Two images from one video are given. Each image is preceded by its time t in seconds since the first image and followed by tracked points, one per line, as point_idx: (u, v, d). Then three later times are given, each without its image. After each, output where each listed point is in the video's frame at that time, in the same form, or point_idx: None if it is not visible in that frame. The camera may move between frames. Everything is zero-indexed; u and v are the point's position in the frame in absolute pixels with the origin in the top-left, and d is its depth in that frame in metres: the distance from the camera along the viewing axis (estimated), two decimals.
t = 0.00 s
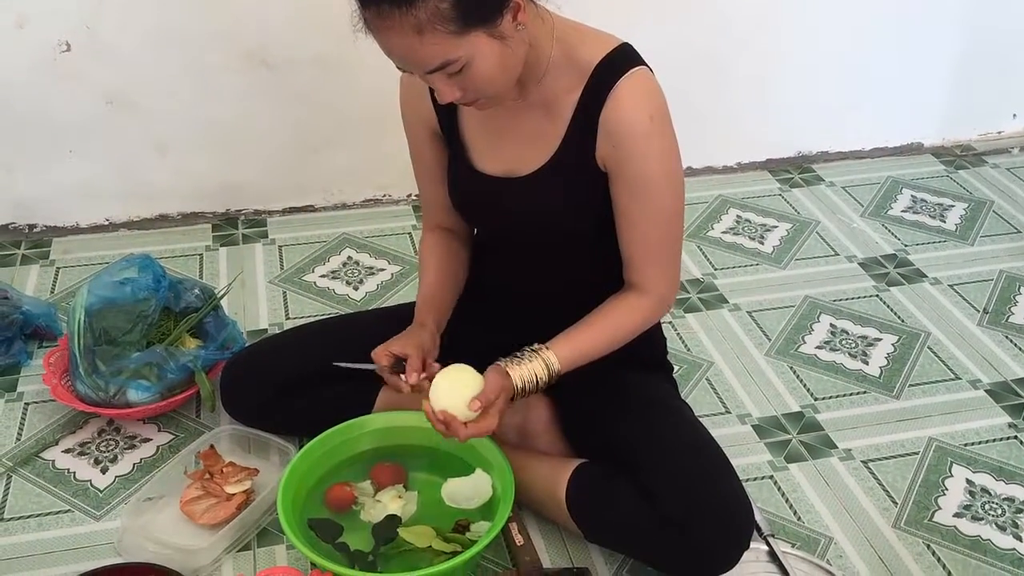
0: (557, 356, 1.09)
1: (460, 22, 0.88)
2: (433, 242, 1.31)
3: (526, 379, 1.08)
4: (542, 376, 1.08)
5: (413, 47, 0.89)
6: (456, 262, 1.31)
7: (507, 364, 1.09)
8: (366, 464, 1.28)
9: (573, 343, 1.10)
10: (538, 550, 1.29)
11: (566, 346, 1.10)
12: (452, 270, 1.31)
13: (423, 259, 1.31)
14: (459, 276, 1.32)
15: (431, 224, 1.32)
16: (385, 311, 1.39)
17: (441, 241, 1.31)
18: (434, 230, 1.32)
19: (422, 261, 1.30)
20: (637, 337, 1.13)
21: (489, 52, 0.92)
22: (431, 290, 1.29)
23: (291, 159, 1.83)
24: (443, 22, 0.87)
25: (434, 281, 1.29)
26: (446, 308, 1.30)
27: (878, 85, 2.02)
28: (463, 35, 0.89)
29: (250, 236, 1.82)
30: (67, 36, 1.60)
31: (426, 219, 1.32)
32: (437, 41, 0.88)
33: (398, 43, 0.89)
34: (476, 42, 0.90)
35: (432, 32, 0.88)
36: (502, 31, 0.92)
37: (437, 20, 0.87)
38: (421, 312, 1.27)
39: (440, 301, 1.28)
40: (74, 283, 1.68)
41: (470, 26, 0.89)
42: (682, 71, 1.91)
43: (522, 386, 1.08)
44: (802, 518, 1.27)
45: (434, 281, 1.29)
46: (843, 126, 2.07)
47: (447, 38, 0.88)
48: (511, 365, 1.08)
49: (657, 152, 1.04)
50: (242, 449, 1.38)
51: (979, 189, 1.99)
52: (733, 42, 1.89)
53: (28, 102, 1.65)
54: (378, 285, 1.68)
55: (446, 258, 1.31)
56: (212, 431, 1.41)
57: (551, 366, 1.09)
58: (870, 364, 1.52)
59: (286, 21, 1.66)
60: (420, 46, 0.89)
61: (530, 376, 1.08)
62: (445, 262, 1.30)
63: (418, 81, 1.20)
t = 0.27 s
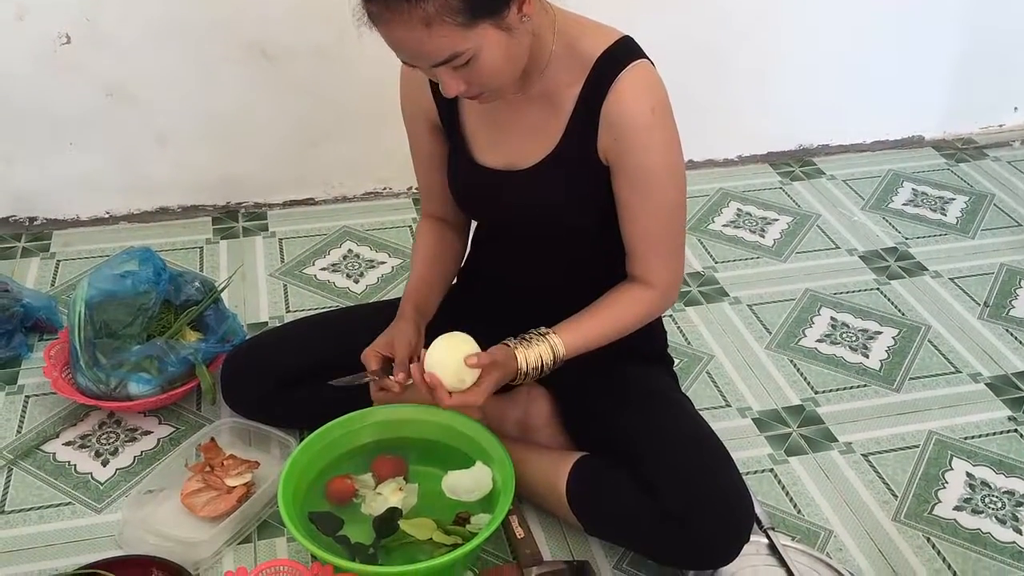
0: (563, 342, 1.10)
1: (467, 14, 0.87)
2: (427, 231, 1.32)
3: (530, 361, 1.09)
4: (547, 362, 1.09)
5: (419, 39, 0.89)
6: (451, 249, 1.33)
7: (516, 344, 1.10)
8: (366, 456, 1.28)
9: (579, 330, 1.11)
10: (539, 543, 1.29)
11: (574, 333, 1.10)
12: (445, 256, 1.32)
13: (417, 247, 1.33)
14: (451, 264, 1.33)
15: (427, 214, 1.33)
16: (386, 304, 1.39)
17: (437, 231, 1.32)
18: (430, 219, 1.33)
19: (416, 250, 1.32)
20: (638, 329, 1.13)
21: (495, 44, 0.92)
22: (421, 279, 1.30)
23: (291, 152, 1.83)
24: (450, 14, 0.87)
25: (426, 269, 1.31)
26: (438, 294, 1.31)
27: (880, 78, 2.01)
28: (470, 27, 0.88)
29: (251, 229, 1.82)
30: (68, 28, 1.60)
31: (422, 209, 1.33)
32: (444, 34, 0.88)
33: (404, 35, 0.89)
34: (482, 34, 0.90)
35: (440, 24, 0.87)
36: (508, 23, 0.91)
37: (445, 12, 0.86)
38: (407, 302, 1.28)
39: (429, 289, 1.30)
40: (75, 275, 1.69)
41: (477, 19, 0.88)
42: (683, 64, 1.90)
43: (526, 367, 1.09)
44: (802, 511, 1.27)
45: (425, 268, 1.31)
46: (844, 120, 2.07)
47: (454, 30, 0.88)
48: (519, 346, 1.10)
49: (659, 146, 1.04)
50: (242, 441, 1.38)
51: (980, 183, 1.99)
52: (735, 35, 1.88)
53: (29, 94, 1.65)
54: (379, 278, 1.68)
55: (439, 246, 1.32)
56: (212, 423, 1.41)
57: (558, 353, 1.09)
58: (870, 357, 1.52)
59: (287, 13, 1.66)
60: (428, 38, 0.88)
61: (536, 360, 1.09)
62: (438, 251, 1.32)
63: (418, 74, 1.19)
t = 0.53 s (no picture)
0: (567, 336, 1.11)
1: (467, 9, 0.87)
2: (424, 226, 1.32)
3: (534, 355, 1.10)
4: (551, 355, 1.10)
5: (419, 34, 0.88)
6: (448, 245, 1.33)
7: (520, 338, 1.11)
8: (363, 451, 1.28)
9: (587, 326, 1.12)
10: (537, 538, 1.29)
11: (578, 328, 1.11)
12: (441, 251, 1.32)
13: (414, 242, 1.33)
14: (447, 259, 1.33)
15: (425, 208, 1.33)
16: (384, 299, 1.39)
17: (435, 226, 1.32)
18: (427, 213, 1.33)
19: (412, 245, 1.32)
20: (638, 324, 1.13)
21: (494, 39, 0.91)
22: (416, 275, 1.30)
23: (289, 147, 1.83)
24: (450, 9, 0.86)
25: (423, 264, 1.31)
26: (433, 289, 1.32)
27: (879, 73, 2.01)
28: (470, 22, 0.88)
29: (248, 224, 1.82)
30: (65, 23, 1.60)
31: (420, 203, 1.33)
32: (444, 29, 0.88)
33: (403, 30, 0.88)
34: (482, 30, 0.90)
35: (440, 20, 0.87)
36: (507, 19, 0.91)
37: (445, 7, 0.86)
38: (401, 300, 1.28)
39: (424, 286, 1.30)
40: (73, 271, 1.68)
41: (476, 14, 0.88)
42: (682, 58, 1.90)
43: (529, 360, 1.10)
44: (800, 506, 1.27)
45: (421, 264, 1.31)
46: (843, 114, 2.07)
47: (453, 25, 0.88)
48: (522, 340, 1.10)
49: (658, 142, 1.04)
50: (241, 437, 1.38)
51: (978, 177, 1.99)
52: (734, 30, 1.88)
53: (26, 89, 1.65)
54: (377, 273, 1.68)
55: (436, 242, 1.32)
56: (210, 419, 1.41)
57: (562, 347, 1.11)
58: (868, 352, 1.52)
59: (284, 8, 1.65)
60: (427, 34, 0.88)
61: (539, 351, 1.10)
62: (434, 247, 1.32)
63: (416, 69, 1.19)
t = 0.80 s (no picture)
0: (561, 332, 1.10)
1: (462, 6, 0.86)
2: (418, 222, 1.32)
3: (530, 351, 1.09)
4: (546, 351, 1.09)
5: (414, 30, 0.88)
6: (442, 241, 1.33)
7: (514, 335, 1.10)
8: (359, 448, 1.28)
9: (582, 323, 1.11)
10: (534, 535, 1.29)
11: (572, 325, 1.11)
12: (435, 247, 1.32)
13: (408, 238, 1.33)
14: (441, 255, 1.33)
15: (420, 204, 1.32)
16: (380, 297, 1.38)
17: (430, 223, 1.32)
18: (422, 209, 1.32)
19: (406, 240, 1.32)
20: (634, 320, 1.13)
21: (490, 35, 0.91)
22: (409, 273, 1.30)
23: (284, 143, 1.82)
24: (445, 5, 0.86)
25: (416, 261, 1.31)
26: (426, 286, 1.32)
27: (875, 68, 2.01)
28: (465, 19, 0.88)
29: (244, 221, 1.81)
30: (60, 20, 1.59)
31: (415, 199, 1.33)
32: (439, 25, 0.87)
33: (398, 26, 0.88)
34: (477, 26, 0.89)
35: (435, 16, 0.87)
36: (503, 15, 0.91)
37: (439, 3, 0.86)
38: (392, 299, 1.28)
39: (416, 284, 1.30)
40: (67, 268, 1.68)
41: (472, 11, 0.88)
42: (678, 54, 1.90)
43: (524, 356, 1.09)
44: (796, 501, 1.27)
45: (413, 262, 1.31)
46: (839, 110, 2.07)
47: (449, 21, 0.87)
48: (516, 337, 1.09)
49: (654, 139, 1.04)
50: (237, 434, 1.38)
51: (973, 173, 1.99)
52: (730, 26, 1.88)
53: (21, 86, 1.64)
54: (373, 270, 1.68)
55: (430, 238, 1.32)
56: (206, 416, 1.40)
57: (557, 343, 1.10)
58: (863, 348, 1.52)
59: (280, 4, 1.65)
60: (422, 30, 0.88)
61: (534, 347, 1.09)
62: (428, 243, 1.31)
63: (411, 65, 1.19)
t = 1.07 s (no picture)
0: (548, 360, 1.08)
1: (456, 1, 0.86)
2: (410, 220, 1.32)
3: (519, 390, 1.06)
4: (534, 383, 1.06)
5: (407, 24, 0.88)
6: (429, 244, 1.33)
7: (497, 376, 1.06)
8: (355, 447, 1.28)
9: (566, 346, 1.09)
10: (531, 532, 1.29)
11: (556, 350, 1.08)
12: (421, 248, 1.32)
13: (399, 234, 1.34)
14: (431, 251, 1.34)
15: (415, 204, 1.32)
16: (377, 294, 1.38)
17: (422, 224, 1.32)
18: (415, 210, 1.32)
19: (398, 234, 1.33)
20: (629, 325, 1.13)
21: (483, 31, 0.91)
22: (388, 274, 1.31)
23: (281, 140, 1.82)
24: None
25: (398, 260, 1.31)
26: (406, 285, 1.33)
27: (871, 65, 2.02)
28: (459, 14, 0.88)
29: (240, 219, 1.81)
30: (56, 16, 1.59)
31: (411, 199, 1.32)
32: (434, 20, 0.87)
33: (392, 20, 0.88)
34: (470, 22, 0.89)
35: (429, 11, 0.86)
36: (497, 12, 0.91)
37: None
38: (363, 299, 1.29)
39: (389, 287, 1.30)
40: (64, 267, 1.68)
41: (466, 7, 0.87)
42: (675, 51, 1.90)
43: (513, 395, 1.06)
44: (793, 498, 1.27)
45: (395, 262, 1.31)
46: (835, 107, 2.07)
47: (443, 16, 0.87)
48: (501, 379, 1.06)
49: (649, 134, 1.03)
50: (234, 432, 1.38)
51: (970, 170, 1.99)
52: (727, 23, 1.88)
53: (17, 84, 1.64)
54: (370, 267, 1.68)
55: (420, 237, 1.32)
56: (204, 414, 1.40)
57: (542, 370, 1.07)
58: (860, 345, 1.52)
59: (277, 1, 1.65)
60: (416, 24, 0.88)
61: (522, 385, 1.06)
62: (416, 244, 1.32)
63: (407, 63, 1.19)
